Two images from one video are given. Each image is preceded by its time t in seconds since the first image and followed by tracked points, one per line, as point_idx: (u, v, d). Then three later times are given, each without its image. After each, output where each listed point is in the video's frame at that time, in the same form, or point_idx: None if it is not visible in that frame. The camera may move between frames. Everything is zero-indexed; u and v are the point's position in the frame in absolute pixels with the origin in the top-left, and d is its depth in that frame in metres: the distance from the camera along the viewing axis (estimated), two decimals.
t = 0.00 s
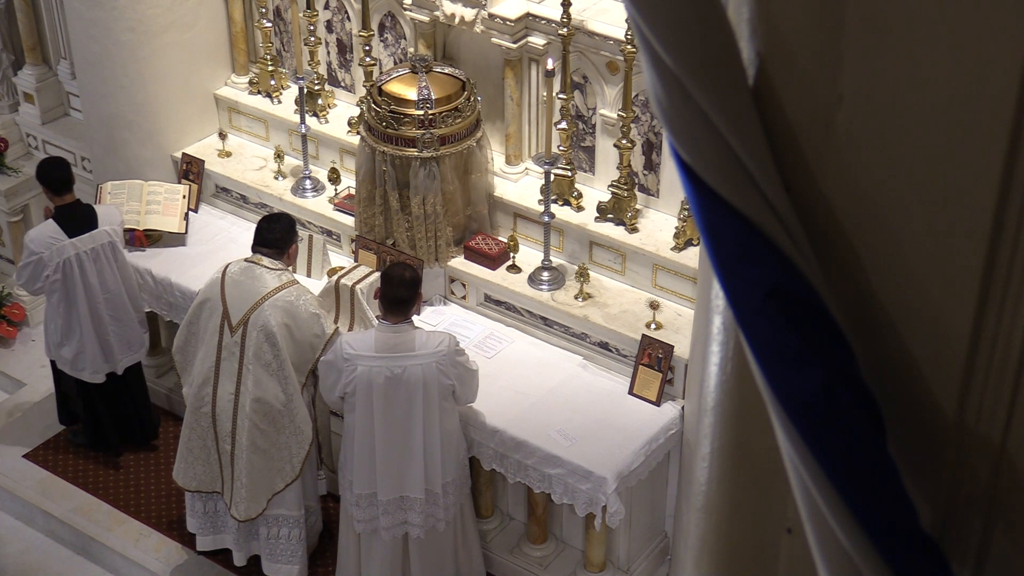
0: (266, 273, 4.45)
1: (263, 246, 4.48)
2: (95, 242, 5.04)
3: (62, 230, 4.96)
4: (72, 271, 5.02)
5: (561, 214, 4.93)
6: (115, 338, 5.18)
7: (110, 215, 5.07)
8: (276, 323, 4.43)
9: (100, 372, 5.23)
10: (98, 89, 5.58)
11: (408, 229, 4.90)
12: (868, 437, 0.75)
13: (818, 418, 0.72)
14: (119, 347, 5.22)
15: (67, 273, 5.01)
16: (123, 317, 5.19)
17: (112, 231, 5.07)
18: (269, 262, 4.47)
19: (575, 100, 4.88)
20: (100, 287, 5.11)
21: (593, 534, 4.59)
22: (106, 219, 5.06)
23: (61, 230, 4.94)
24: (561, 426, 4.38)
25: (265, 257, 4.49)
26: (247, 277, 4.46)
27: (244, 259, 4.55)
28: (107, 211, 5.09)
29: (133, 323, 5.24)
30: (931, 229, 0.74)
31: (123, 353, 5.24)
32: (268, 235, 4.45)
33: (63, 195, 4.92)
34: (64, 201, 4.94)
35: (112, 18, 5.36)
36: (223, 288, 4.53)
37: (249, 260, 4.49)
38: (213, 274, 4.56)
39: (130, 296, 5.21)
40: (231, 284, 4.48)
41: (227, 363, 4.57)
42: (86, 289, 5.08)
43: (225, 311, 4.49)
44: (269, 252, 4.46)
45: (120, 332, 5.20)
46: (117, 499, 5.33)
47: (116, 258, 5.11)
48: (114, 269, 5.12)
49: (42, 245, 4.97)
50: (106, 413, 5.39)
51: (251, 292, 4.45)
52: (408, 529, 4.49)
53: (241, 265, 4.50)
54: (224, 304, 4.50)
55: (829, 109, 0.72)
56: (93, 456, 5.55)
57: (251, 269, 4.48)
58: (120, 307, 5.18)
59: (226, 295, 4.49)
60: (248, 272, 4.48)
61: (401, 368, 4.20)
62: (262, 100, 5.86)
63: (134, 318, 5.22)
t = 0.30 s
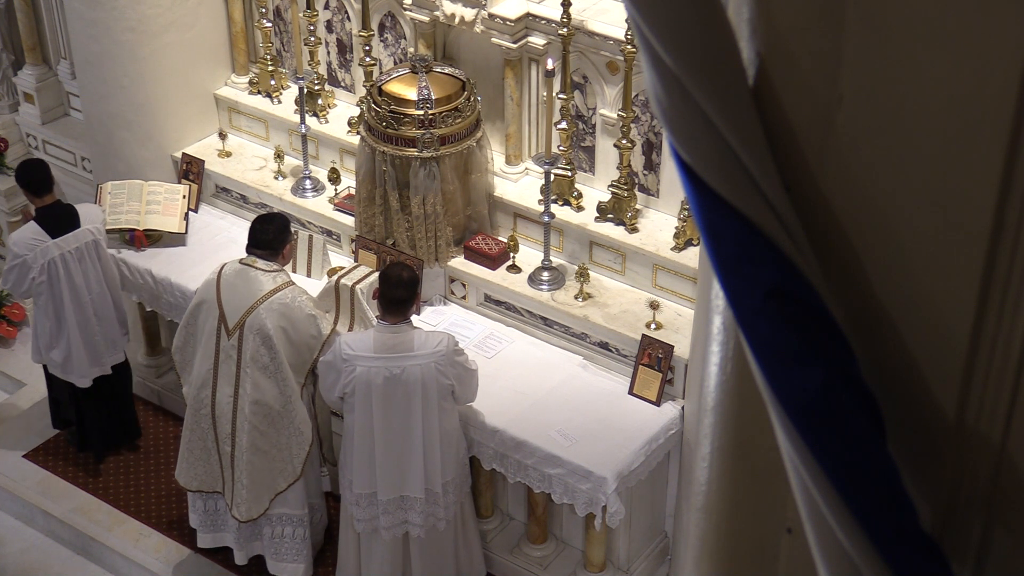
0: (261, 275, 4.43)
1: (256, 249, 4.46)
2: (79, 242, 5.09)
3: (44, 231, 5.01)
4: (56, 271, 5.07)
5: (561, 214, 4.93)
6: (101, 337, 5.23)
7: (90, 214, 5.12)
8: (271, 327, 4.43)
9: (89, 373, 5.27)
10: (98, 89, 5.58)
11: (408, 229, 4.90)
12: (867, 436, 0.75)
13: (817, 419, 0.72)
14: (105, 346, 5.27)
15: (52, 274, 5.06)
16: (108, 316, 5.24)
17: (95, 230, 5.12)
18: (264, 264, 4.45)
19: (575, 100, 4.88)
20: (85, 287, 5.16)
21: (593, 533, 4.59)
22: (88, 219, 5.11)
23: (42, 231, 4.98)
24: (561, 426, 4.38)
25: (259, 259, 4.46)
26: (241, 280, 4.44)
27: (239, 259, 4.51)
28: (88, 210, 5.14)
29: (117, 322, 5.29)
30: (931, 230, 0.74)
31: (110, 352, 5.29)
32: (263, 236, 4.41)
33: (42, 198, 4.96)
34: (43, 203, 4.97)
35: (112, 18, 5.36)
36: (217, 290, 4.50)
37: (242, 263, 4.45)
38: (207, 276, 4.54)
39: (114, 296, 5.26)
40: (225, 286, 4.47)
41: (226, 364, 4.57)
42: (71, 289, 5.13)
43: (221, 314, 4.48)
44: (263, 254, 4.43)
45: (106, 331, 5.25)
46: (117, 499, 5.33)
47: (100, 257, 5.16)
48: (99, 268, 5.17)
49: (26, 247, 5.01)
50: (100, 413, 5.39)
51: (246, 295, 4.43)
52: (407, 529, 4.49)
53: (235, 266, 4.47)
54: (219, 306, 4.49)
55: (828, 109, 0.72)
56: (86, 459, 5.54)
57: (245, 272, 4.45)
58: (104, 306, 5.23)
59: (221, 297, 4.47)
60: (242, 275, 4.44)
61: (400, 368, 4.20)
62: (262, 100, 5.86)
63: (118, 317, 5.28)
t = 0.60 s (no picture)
0: (256, 277, 4.42)
1: (253, 250, 4.45)
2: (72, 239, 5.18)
3: (38, 228, 5.09)
4: (52, 268, 5.15)
5: (561, 214, 4.93)
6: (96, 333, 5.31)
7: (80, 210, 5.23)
8: (266, 328, 4.43)
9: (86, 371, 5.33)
10: (98, 89, 5.57)
11: (408, 229, 4.90)
12: (868, 437, 0.75)
13: (817, 419, 0.72)
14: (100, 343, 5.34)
15: (47, 270, 5.14)
16: (99, 312, 5.34)
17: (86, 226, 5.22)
18: (260, 265, 4.44)
19: (575, 100, 4.88)
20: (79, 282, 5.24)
21: (593, 533, 4.59)
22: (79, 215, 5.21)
23: (37, 227, 5.07)
24: (561, 426, 4.38)
25: (255, 261, 4.45)
26: (237, 281, 4.43)
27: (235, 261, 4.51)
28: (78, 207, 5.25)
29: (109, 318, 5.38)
30: (932, 229, 0.74)
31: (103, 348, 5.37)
32: (262, 236, 4.41)
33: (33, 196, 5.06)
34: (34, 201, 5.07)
35: (112, 18, 5.36)
36: (213, 292, 4.51)
37: (238, 265, 4.45)
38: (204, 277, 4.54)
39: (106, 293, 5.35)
40: (221, 287, 4.46)
41: (223, 366, 4.56)
42: (65, 285, 5.21)
43: (218, 315, 4.48)
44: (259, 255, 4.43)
45: (99, 325, 5.33)
46: (117, 499, 5.33)
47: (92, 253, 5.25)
48: (92, 264, 5.27)
49: (20, 244, 5.09)
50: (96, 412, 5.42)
51: (242, 297, 4.43)
52: (407, 528, 4.49)
53: (231, 268, 4.47)
54: (216, 308, 4.49)
55: (828, 109, 0.72)
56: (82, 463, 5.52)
57: (241, 274, 4.44)
58: (97, 302, 5.32)
59: (217, 299, 4.48)
60: (237, 276, 4.44)
61: (398, 368, 4.21)
62: (262, 100, 5.86)
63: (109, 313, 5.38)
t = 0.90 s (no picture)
0: (255, 276, 4.42)
1: (253, 250, 4.46)
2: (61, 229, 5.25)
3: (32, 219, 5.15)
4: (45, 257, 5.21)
5: (561, 214, 4.93)
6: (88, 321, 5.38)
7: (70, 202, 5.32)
8: (265, 328, 4.42)
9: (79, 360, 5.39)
10: (97, 89, 5.57)
11: (408, 228, 4.90)
12: (868, 436, 0.75)
13: (817, 419, 0.71)
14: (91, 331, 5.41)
15: (40, 259, 5.19)
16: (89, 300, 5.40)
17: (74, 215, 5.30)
18: (259, 265, 4.44)
19: (575, 100, 4.88)
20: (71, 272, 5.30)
21: (593, 533, 4.59)
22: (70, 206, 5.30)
23: (32, 217, 5.13)
24: (561, 426, 4.38)
25: (256, 260, 4.46)
26: (237, 281, 4.44)
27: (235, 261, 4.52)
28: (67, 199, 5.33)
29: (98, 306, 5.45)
30: (932, 230, 0.74)
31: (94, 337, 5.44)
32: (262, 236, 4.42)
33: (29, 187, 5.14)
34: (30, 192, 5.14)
35: (112, 18, 5.36)
36: (213, 291, 4.52)
37: (239, 264, 4.46)
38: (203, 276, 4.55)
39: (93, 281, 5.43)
40: (220, 288, 4.47)
41: (220, 366, 4.56)
42: (57, 275, 5.27)
43: (216, 315, 4.48)
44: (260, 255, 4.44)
45: (90, 315, 5.40)
46: (117, 499, 5.33)
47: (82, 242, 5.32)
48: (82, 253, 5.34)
49: (14, 235, 5.13)
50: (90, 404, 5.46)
51: (242, 297, 4.44)
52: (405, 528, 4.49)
53: (231, 267, 4.48)
54: (215, 307, 4.50)
55: (828, 108, 0.72)
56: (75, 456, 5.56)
57: (240, 273, 4.45)
58: (87, 291, 5.39)
59: (217, 298, 4.48)
60: (237, 276, 4.45)
61: (397, 367, 4.21)
62: (262, 100, 5.86)
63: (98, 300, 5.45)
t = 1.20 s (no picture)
0: (253, 277, 4.42)
1: (250, 250, 4.46)
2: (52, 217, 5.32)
3: (24, 205, 5.22)
4: (36, 244, 5.28)
5: (561, 214, 4.93)
6: (77, 308, 5.45)
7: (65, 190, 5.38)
8: (264, 328, 4.42)
9: (66, 346, 5.48)
10: (96, 89, 5.57)
11: (408, 228, 4.90)
12: (868, 435, 0.75)
13: (816, 419, 0.71)
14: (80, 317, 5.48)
15: (31, 246, 5.27)
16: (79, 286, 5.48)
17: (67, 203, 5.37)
18: (256, 265, 4.44)
19: (575, 100, 4.88)
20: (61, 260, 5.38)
21: (593, 534, 4.59)
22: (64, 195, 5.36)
23: (25, 204, 5.20)
24: (561, 426, 4.38)
25: (252, 260, 4.46)
26: (234, 282, 4.45)
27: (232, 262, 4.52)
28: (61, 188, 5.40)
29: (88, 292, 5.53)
30: (933, 230, 0.74)
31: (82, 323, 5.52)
32: (260, 237, 4.42)
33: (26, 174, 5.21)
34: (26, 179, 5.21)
35: (112, 18, 5.35)
36: (210, 292, 4.52)
37: (235, 264, 4.46)
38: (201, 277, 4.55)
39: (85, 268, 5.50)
40: (218, 288, 4.47)
41: (220, 368, 4.56)
42: (47, 262, 5.34)
43: (215, 316, 4.48)
44: (256, 255, 4.43)
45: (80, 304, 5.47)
46: (117, 499, 5.34)
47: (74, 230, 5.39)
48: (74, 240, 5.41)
49: (5, 220, 5.19)
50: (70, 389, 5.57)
51: (240, 297, 4.44)
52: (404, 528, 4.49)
53: (228, 268, 4.48)
54: (213, 308, 4.50)
55: (828, 108, 0.72)
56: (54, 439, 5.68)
57: (237, 274, 4.45)
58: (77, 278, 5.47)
59: (215, 300, 4.49)
60: (235, 276, 4.46)
61: (397, 363, 4.21)
62: (262, 100, 5.86)
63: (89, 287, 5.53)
